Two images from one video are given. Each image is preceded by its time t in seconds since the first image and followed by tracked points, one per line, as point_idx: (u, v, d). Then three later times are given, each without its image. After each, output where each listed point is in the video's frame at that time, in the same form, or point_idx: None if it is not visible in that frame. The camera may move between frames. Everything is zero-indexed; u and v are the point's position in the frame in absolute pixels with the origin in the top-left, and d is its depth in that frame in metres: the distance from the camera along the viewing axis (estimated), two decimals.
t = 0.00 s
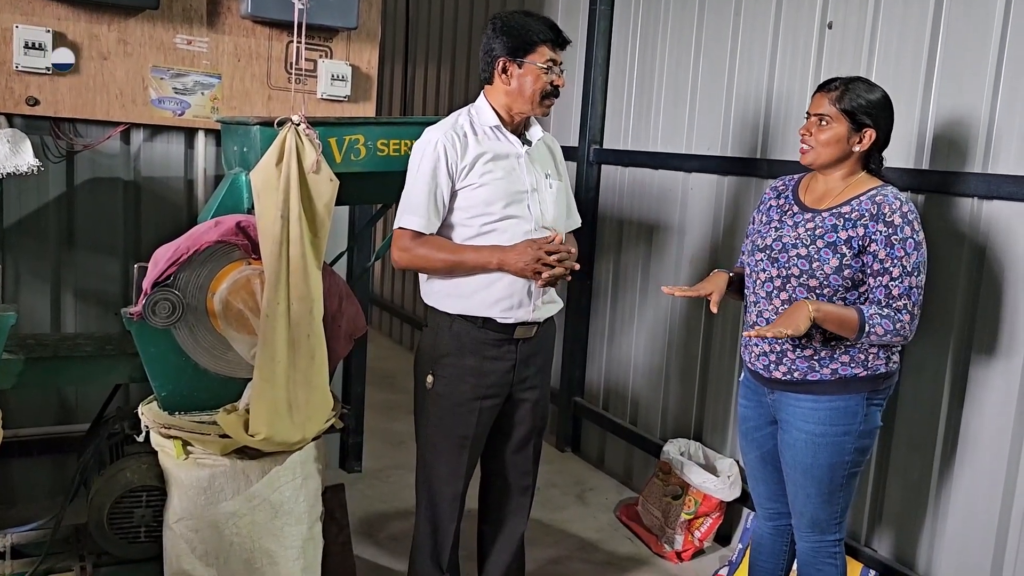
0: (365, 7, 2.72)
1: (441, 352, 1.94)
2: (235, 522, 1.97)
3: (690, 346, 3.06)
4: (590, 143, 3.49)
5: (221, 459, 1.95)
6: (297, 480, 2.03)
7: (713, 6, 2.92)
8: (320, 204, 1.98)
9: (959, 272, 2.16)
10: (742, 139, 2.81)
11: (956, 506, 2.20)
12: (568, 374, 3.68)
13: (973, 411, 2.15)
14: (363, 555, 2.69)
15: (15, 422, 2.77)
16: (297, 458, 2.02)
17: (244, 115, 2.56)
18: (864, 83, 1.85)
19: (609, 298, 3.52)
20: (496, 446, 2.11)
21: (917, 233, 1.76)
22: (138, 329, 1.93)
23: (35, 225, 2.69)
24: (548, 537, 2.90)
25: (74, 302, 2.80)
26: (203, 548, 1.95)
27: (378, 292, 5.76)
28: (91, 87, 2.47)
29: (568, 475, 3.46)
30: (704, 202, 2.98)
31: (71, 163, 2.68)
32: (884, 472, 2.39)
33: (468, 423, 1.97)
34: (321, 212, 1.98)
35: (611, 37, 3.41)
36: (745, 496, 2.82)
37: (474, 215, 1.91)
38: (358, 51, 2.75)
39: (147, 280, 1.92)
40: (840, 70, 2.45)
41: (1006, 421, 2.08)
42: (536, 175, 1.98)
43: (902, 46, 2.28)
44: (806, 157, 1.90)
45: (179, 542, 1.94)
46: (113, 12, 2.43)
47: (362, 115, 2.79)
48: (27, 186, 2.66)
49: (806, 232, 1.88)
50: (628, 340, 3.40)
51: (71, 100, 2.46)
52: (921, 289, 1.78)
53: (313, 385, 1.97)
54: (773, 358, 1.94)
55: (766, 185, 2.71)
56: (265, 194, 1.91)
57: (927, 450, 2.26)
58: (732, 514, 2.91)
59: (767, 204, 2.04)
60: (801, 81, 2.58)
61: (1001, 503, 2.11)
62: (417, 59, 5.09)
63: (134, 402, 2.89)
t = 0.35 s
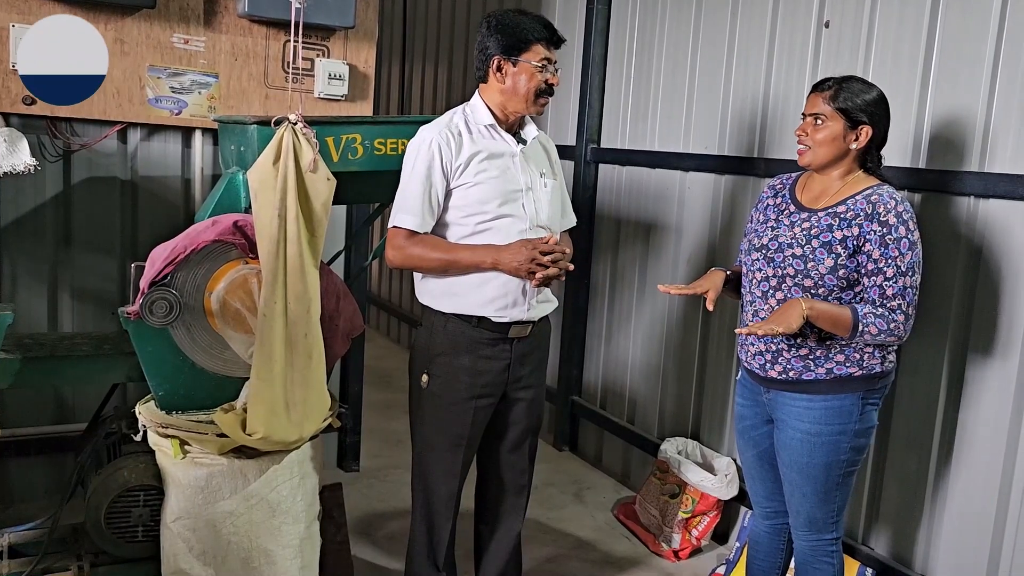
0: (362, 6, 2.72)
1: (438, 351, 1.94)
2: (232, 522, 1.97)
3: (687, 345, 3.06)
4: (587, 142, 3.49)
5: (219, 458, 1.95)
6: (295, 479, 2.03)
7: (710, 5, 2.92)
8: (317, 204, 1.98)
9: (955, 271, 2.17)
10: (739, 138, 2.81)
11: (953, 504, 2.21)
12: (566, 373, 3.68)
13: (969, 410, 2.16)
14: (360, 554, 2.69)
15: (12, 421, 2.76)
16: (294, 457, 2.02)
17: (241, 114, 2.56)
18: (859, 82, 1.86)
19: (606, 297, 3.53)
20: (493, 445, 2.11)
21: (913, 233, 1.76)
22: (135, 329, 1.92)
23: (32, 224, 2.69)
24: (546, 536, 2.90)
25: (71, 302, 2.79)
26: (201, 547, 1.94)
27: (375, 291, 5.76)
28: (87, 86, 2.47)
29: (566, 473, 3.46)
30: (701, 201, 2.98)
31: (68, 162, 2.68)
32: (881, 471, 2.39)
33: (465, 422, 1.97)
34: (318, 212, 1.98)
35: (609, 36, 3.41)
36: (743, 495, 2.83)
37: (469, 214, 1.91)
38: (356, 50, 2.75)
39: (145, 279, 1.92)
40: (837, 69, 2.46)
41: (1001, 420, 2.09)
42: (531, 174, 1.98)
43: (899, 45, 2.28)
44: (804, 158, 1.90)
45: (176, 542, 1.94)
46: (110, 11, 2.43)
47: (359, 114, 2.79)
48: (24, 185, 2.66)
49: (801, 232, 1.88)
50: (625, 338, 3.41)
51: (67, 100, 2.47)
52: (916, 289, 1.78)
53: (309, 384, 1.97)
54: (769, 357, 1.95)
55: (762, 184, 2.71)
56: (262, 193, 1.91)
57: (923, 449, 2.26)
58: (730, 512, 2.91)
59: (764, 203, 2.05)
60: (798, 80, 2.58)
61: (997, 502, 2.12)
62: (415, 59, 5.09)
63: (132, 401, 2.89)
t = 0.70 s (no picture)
0: (362, 4, 2.72)
1: (438, 351, 1.94)
2: (232, 521, 1.96)
3: (688, 343, 3.06)
4: (587, 140, 3.49)
5: (219, 457, 1.95)
6: (295, 478, 2.03)
7: (710, 3, 2.92)
8: (317, 202, 1.98)
9: (956, 270, 2.16)
10: (739, 137, 2.81)
11: (953, 503, 2.21)
12: (566, 372, 3.68)
13: (969, 409, 2.15)
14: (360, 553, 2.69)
15: (12, 420, 2.77)
16: (294, 456, 2.03)
17: (241, 113, 2.56)
18: (856, 80, 1.86)
19: (606, 296, 3.53)
20: (493, 444, 2.11)
21: (913, 231, 1.76)
22: (135, 327, 1.92)
23: (32, 224, 2.69)
24: (546, 534, 2.90)
25: (71, 301, 2.79)
26: (201, 546, 1.94)
27: (376, 289, 5.76)
28: (87, 87, 2.47)
29: (566, 472, 3.46)
30: (702, 200, 2.98)
31: (68, 161, 2.68)
32: (881, 470, 2.39)
33: (465, 421, 1.96)
34: (318, 211, 1.98)
35: (609, 34, 3.40)
36: (743, 493, 2.82)
37: (469, 213, 1.91)
38: (356, 48, 2.74)
39: (145, 278, 1.92)
40: (838, 68, 2.45)
41: (1002, 419, 2.09)
42: (530, 172, 1.98)
43: (899, 43, 2.28)
44: (803, 157, 1.90)
45: (176, 540, 1.94)
46: (110, 10, 2.43)
47: (359, 112, 2.79)
48: (24, 184, 2.65)
49: (802, 231, 1.88)
50: (625, 337, 3.41)
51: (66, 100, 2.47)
52: (916, 287, 1.78)
53: (310, 383, 1.97)
54: (769, 356, 1.95)
55: (762, 183, 2.71)
56: (262, 191, 1.91)
57: (923, 448, 2.26)
58: (730, 511, 2.91)
59: (765, 202, 2.04)
60: (798, 78, 2.58)
61: (998, 501, 2.12)
62: (415, 57, 5.09)
63: (132, 400, 2.88)
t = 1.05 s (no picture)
0: (364, 5, 2.72)
1: (440, 352, 1.94)
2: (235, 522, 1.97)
3: (691, 343, 3.05)
4: (590, 141, 3.48)
5: (222, 458, 1.96)
6: (297, 479, 2.05)
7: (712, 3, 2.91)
8: (320, 202, 1.97)
9: (960, 271, 2.16)
10: (741, 137, 2.81)
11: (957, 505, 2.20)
12: (568, 373, 3.68)
13: (973, 410, 2.15)
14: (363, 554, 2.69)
15: (15, 420, 2.77)
16: (297, 457, 2.04)
17: (243, 114, 2.56)
18: (857, 80, 1.85)
19: (609, 296, 3.52)
20: (495, 445, 2.11)
21: (917, 230, 1.76)
22: (137, 328, 1.93)
23: (34, 225, 2.69)
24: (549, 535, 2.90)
25: (74, 301, 2.79)
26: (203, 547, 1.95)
27: (378, 290, 5.76)
28: (90, 88, 2.47)
29: (569, 473, 3.46)
30: (704, 200, 2.97)
31: (71, 162, 2.68)
32: (885, 471, 2.38)
33: (468, 423, 1.96)
34: (321, 210, 1.98)
35: (612, 34, 3.40)
36: (746, 494, 2.82)
37: (471, 213, 1.90)
38: (358, 49, 2.74)
39: (147, 279, 1.92)
40: (841, 68, 2.45)
41: (1006, 420, 2.08)
42: (531, 171, 1.98)
43: (902, 43, 2.27)
44: (805, 158, 1.90)
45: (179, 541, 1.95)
46: (112, 10, 2.43)
47: (361, 113, 2.79)
48: (27, 185, 2.66)
49: (805, 230, 1.87)
50: (628, 337, 3.41)
51: (68, 101, 2.47)
52: (921, 286, 1.77)
53: (313, 383, 1.97)
54: (773, 355, 1.94)
55: (766, 183, 2.70)
56: (265, 191, 1.90)
57: (928, 449, 2.26)
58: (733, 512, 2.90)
59: (769, 202, 2.04)
60: (801, 78, 2.57)
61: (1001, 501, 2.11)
62: (417, 57, 5.08)
63: (135, 401, 2.88)
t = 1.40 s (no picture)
0: (365, 7, 2.72)
1: (440, 354, 1.94)
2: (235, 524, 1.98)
3: (692, 345, 3.05)
4: (590, 142, 3.48)
5: (222, 460, 1.96)
6: (297, 481, 2.05)
7: (713, 4, 2.91)
8: (320, 204, 1.97)
9: (961, 272, 2.15)
10: (742, 138, 2.81)
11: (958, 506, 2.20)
12: (569, 374, 3.68)
13: (974, 412, 2.14)
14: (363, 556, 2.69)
15: (16, 422, 2.76)
16: (298, 458, 2.05)
17: (243, 116, 2.56)
18: (855, 81, 1.85)
19: (610, 297, 3.52)
20: (495, 447, 2.11)
21: (916, 231, 1.75)
22: (138, 330, 1.93)
23: (35, 227, 2.69)
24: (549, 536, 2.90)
25: (74, 303, 2.79)
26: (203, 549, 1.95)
27: (379, 291, 5.76)
28: (91, 89, 2.47)
29: (569, 474, 3.46)
30: (705, 201, 2.97)
31: (72, 164, 2.68)
32: (886, 472, 2.38)
33: (468, 425, 1.96)
34: (321, 212, 1.98)
35: (612, 35, 3.40)
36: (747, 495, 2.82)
37: (471, 215, 1.90)
38: (359, 51, 2.74)
39: (148, 281, 1.92)
40: (841, 69, 2.45)
41: (1007, 422, 2.07)
42: (531, 174, 1.98)
43: (903, 45, 2.27)
44: (804, 159, 1.90)
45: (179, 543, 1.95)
46: (113, 13, 2.43)
47: (362, 115, 2.79)
48: (27, 187, 2.66)
49: (805, 232, 1.87)
50: (629, 338, 3.40)
51: (69, 103, 2.47)
52: (920, 287, 1.76)
53: (313, 385, 1.97)
54: (771, 356, 1.94)
55: (766, 184, 2.70)
56: (265, 193, 1.90)
57: (928, 450, 2.25)
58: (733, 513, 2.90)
59: (771, 205, 2.04)
60: (801, 80, 2.58)
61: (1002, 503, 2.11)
62: (418, 58, 5.08)
63: (136, 402, 2.87)
